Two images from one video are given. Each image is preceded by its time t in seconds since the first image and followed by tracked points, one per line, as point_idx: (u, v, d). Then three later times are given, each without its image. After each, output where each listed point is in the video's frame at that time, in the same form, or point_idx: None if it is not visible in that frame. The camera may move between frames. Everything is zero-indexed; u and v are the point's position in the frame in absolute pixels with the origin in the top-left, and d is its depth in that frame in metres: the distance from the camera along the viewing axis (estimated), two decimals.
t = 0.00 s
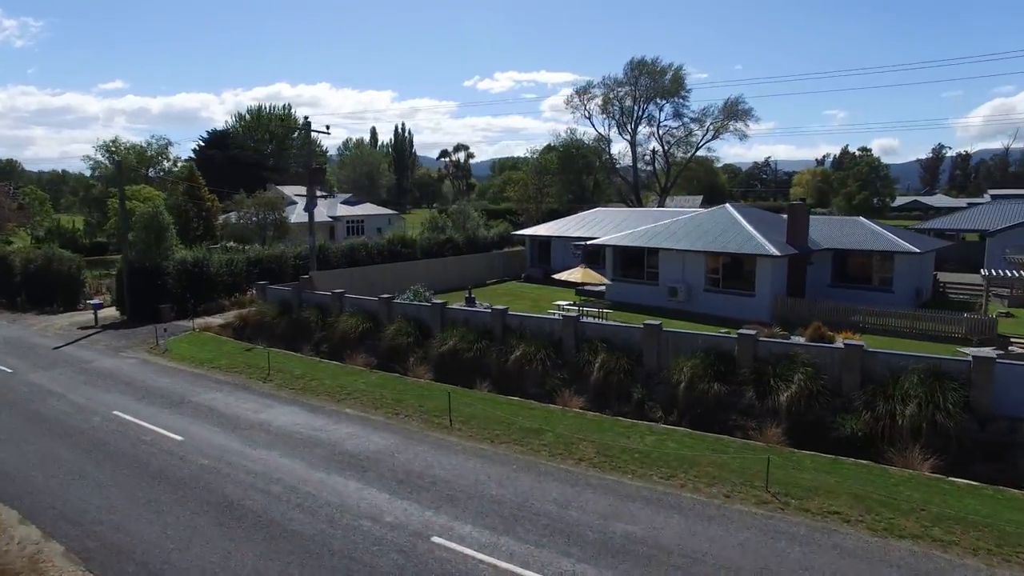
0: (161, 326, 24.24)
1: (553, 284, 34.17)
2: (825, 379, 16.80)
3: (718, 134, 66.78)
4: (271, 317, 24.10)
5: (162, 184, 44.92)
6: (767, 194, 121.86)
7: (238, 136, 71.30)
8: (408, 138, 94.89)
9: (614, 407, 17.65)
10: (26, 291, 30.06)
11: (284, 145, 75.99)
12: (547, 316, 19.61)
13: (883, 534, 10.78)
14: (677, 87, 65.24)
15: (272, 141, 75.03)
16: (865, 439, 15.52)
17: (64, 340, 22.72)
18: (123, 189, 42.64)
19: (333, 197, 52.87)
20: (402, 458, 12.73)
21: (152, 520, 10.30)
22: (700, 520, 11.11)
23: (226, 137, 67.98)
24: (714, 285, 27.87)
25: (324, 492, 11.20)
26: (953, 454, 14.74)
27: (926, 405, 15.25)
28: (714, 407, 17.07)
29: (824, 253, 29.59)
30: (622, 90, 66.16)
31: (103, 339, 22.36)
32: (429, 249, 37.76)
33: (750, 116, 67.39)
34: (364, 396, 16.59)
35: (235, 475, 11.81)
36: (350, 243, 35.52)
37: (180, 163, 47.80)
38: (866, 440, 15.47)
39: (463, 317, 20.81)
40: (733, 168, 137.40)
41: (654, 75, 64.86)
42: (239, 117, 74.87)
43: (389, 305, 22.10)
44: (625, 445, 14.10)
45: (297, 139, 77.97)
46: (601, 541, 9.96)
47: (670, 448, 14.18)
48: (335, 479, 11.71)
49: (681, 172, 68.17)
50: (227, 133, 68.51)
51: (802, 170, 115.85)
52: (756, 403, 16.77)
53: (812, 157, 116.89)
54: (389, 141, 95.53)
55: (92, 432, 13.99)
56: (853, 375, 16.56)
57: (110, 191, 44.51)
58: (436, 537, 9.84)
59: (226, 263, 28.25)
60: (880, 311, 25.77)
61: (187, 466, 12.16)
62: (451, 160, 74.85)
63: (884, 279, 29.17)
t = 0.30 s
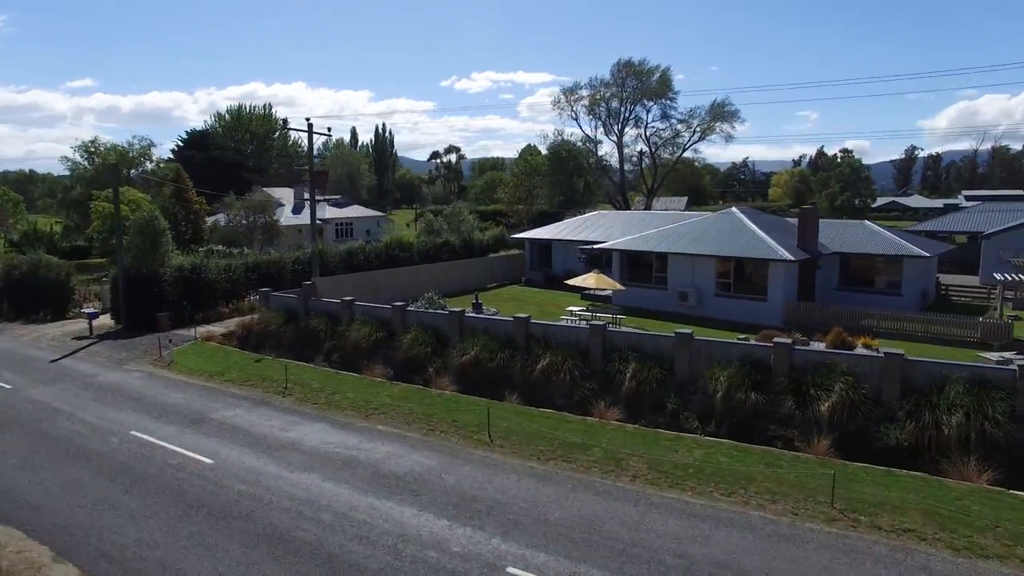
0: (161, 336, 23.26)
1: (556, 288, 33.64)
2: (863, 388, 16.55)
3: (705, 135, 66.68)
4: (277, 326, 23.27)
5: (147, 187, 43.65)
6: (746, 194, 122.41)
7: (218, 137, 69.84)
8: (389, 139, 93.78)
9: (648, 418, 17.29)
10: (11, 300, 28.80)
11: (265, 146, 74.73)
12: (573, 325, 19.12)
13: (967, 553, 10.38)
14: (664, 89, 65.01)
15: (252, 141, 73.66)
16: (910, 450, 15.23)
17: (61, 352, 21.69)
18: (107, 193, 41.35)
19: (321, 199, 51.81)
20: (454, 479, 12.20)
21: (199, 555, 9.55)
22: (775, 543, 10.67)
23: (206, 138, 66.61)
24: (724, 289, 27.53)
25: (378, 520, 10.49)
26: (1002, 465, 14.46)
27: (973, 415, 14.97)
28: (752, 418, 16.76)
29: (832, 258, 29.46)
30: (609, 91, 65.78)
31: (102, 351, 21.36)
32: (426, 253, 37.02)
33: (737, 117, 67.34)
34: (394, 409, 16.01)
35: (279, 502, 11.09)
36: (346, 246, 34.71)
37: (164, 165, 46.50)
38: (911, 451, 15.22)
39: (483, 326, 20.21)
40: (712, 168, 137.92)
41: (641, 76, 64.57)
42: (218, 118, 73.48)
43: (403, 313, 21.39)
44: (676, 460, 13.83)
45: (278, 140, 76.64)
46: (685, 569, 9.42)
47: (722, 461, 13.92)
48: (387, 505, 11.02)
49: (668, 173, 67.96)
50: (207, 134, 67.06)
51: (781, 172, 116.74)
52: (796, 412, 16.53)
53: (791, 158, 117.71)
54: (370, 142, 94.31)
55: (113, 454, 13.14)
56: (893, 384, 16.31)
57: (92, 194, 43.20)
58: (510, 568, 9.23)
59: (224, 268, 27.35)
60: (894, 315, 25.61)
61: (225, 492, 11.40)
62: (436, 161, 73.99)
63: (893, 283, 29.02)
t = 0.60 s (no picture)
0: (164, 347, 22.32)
1: (560, 292, 33.18)
2: (904, 397, 16.29)
3: (693, 137, 66.65)
4: (286, 335, 22.49)
5: (132, 190, 42.36)
6: (726, 195, 122.93)
7: (199, 137, 68.29)
8: (372, 140, 92.66)
9: (685, 429, 16.88)
10: None
11: (246, 147, 73.31)
12: (601, 333, 18.65)
13: None
14: (653, 90, 64.83)
15: (233, 142, 72.22)
16: (959, 459, 14.97)
17: (61, 365, 20.72)
18: (90, 196, 40.02)
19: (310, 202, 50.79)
20: (513, 499, 11.76)
21: None
22: (856, 564, 10.30)
23: (187, 139, 65.11)
24: (737, 294, 27.27)
25: (445, 547, 9.96)
26: None
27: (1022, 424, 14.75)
28: (792, 428, 16.42)
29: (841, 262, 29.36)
30: (597, 92, 65.43)
31: (104, 364, 20.41)
32: (425, 257, 36.33)
33: (724, 119, 67.41)
34: (428, 423, 15.46)
35: (334, 530, 10.43)
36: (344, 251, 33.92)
37: (148, 167, 45.17)
38: (960, 460, 14.95)
39: (506, 334, 19.66)
40: (692, 169, 138.36)
41: (629, 77, 64.32)
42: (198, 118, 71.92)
43: (420, 321, 20.75)
44: (730, 474, 13.53)
45: (259, 140, 75.23)
46: None
47: (776, 475, 13.64)
48: (449, 532, 10.41)
49: (656, 174, 67.81)
50: (187, 134, 65.51)
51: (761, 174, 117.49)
52: (837, 422, 16.20)
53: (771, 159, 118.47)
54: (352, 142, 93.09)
55: (141, 478, 12.34)
56: (934, 393, 16.07)
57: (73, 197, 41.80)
58: None
59: (225, 275, 26.45)
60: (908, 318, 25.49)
61: (274, 520, 10.72)
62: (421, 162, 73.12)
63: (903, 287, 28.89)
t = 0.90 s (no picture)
0: (167, 359, 21.47)
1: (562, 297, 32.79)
2: (941, 404, 16.12)
3: (678, 139, 66.70)
4: (296, 345, 21.77)
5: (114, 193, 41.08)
6: (703, 195, 123.65)
7: (177, 138, 66.72)
8: (351, 141, 91.44)
9: (721, 439, 16.59)
10: None
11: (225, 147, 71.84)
12: (629, 342, 18.29)
13: None
14: (639, 92, 64.70)
15: (212, 143, 70.69)
16: (1002, 467, 14.81)
17: (60, 378, 19.84)
18: (73, 199, 38.70)
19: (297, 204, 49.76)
20: (574, 520, 11.44)
21: None
22: None
23: (165, 139, 63.50)
24: (746, 299, 27.09)
25: None
26: None
27: None
28: (830, 438, 16.20)
29: (847, 266, 29.35)
30: (583, 93, 65.14)
31: (108, 378, 19.53)
32: (423, 261, 35.69)
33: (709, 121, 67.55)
34: (463, 438, 15.01)
35: (397, 558, 9.88)
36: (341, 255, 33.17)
37: (131, 169, 43.85)
38: (1002, 469, 14.80)
39: (530, 344, 19.20)
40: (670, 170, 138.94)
41: (615, 79, 64.12)
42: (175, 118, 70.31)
43: (438, 330, 20.21)
44: (782, 487, 13.23)
45: (238, 140, 73.74)
46: None
47: (828, 488, 13.38)
48: (519, 560, 9.92)
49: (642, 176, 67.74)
50: (165, 134, 63.92)
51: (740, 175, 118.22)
52: (875, 430, 16.00)
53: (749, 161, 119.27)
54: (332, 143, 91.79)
55: (176, 504, 11.64)
56: (971, 401, 15.92)
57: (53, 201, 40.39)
58: None
59: (224, 282, 25.65)
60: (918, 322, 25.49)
61: (330, 549, 10.14)
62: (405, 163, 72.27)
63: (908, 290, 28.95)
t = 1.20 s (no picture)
0: (171, 372, 20.70)
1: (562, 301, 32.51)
2: (972, 410, 16.04)
3: (661, 140, 66.89)
4: (305, 355, 21.13)
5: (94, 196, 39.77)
6: (678, 195, 124.51)
7: (151, 138, 65.09)
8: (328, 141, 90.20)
9: (753, 447, 16.40)
10: None
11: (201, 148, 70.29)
12: (654, 350, 18.02)
13: None
14: (622, 93, 64.70)
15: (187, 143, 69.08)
16: None
17: (62, 393, 18.96)
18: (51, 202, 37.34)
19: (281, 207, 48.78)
20: (635, 537, 11.11)
21: None
22: None
23: (140, 139, 61.83)
24: (752, 303, 27.03)
25: None
26: None
27: None
28: (863, 444, 16.07)
29: (848, 270, 29.48)
30: (566, 94, 65.01)
31: (113, 394, 18.73)
32: (418, 265, 35.12)
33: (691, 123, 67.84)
34: (500, 451, 14.58)
35: None
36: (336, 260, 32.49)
37: (111, 171, 42.51)
38: None
39: (552, 352, 18.84)
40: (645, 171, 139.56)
41: (598, 80, 64.09)
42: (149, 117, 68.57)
43: (456, 339, 19.75)
44: (832, 498, 13.05)
45: (213, 141, 72.17)
46: None
47: (877, 498, 13.23)
48: None
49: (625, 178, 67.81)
50: (140, 133, 62.26)
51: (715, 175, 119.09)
52: (907, 437, 15.88)
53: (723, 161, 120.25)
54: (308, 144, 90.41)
55: (219, 531, 11.05)
56: (1001, 407, 15.83)
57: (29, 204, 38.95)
58: None
59: (223, 289, 24.90)
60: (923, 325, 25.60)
61: None
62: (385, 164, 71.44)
63: (908, 293, 29.13)
